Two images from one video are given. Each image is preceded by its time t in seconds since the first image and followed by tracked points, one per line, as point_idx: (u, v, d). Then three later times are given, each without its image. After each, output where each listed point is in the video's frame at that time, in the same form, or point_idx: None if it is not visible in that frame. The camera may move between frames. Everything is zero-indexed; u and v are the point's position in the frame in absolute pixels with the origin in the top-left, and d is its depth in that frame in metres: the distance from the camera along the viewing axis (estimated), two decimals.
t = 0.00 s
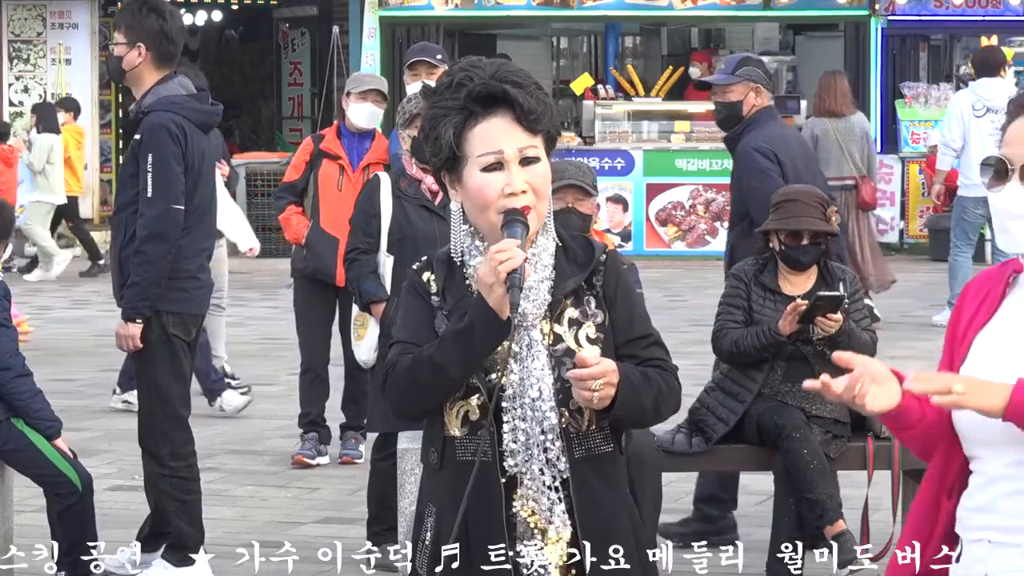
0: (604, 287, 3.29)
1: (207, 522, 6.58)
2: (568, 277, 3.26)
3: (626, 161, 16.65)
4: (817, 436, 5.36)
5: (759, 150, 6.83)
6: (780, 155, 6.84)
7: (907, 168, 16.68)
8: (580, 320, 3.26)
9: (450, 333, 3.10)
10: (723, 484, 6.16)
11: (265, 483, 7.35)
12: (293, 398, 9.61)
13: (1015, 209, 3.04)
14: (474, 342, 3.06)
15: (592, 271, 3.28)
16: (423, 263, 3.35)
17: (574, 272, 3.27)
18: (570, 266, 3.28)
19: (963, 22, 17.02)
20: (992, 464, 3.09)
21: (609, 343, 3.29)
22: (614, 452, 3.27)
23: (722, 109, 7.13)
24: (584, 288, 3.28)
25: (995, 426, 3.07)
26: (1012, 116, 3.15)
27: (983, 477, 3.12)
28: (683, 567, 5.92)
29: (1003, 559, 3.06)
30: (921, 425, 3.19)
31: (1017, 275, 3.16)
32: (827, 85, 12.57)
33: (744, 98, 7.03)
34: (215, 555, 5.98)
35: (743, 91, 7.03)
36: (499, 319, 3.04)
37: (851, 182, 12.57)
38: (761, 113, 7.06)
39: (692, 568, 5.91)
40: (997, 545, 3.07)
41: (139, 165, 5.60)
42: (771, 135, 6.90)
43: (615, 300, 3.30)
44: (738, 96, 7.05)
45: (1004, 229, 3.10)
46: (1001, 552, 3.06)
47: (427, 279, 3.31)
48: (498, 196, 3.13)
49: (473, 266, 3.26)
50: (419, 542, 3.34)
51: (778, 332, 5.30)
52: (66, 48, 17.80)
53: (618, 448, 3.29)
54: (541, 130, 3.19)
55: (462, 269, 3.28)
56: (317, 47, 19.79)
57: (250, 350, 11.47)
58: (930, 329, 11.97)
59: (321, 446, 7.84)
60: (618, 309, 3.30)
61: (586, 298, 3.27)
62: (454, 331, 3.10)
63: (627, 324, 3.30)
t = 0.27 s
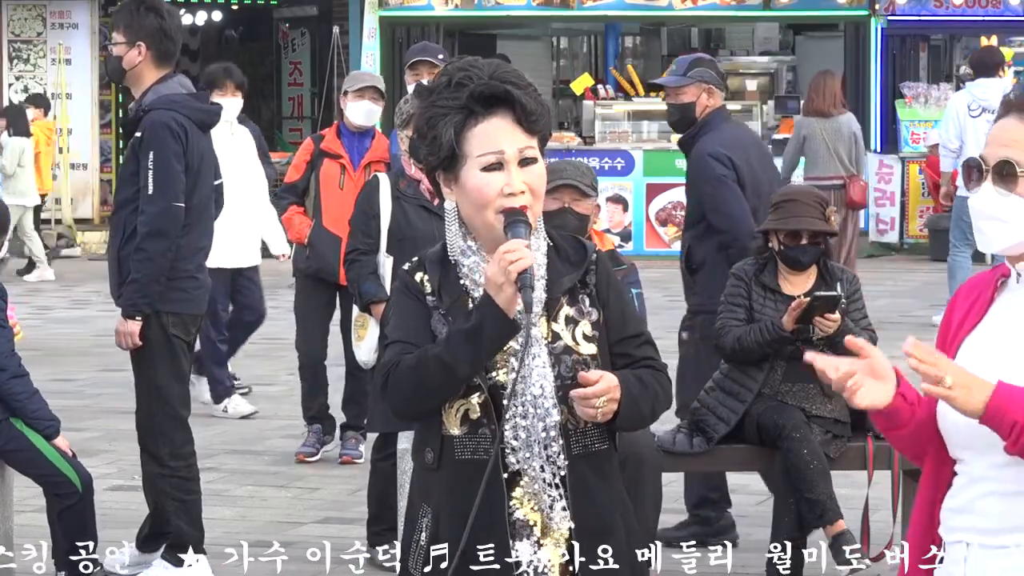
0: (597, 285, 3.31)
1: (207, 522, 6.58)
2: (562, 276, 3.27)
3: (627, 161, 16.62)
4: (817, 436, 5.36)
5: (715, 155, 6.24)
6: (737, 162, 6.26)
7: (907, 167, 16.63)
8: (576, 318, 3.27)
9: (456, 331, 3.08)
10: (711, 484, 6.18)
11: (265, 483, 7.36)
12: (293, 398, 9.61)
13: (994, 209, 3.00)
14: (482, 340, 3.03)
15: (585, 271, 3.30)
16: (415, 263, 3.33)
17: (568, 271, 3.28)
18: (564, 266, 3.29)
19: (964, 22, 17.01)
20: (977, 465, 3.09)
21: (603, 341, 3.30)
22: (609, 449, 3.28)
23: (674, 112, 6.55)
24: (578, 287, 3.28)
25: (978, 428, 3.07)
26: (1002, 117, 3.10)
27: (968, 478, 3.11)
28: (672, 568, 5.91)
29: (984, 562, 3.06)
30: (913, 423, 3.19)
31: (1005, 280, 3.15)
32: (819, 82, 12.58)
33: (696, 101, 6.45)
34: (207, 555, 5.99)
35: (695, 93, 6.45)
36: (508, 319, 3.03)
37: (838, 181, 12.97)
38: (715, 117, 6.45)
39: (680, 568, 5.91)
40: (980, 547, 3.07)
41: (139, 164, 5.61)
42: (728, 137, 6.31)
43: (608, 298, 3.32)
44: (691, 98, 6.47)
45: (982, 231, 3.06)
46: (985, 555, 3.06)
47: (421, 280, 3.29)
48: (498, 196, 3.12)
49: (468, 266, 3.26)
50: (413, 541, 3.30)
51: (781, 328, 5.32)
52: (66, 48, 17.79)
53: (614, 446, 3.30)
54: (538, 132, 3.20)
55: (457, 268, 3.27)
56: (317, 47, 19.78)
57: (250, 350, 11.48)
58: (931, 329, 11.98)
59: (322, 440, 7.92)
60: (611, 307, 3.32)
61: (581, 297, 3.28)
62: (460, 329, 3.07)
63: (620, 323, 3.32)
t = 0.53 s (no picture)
0: (594, 284, 3.32)
1: (207, 523, 6.58)
2: (561, 276, 3.27)
3: (626, 161, 16.69)
4: (817, 436, 5.36)
5: (693, 152, 6.25)
6: (712, 156, 6.29)
7: (907, 167, 16.65)
8: (576, 318, 3.27)
9: (464, 331, 3.07)
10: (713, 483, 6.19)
11: (265, 483, 7.36)
12: (292, 399, 9.61)
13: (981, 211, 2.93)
14: (493, 341, 3.03)
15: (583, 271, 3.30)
16: (413, 263, 3.32)
17: (567, 271, 3.28)
18: (563, 266, 3.29)
19: (963, 22, 17.00)
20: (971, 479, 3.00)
21: (602, 341, 3.31)
22: (610, 447, 3.29)
23: (636, 112, 6.51)
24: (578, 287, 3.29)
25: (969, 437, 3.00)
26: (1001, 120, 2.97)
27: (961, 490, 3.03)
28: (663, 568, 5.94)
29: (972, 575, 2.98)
30: (924, 445, 3.15)
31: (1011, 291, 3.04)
32: (817, 83, 12.74)
33: (659, 101, 6.43)
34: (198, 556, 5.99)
35: (658, 93, 6.43)
36: (519, 320, 3.03)
37: (833, 182, 12.95)
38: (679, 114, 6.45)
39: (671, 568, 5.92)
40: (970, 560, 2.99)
41: (136, 161, 5.61)
42: (699, 135, 6.33)
43: (605, 298, 3.33)
44: (653, 98, 6.45)
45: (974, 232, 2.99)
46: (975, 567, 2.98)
47: (421, 281, 3.28)
48: (502, 196, 3.13)
49: (468, 266, 3.26)
50: (411, 540, 3.28)
51: (780, 328, 5.31)
52: (66, 48, 17.79)
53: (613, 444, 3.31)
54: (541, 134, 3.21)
55: (456, 268, 3.27)
56: (317, 47, 19.77)
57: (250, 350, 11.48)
58: (930, 329, 11.98)
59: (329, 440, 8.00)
60: (608, 306, 3.33)
61: (581, 296, 3.29)
62: (468, 330, 3.07)
63: (617, 323, 3.33)
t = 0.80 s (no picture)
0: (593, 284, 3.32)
1: (207, 523, 6.58)
2: (561, 276, 3.27)
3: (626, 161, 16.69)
4: (817, 436, 5.36)
5: (661, 154, 6.38)
6: (676, 155, 6.44)
7: (907, 167, 16.65)
8: (575, 317, 3.27)
9: (465, 331, 3.07)
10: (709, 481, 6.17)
11: (265, 483, 7.36)
12: (292, 399, 9.60)
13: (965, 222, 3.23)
14: (494, 340, 3.03)
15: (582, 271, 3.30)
16: (412, 262, 3.32)
17: (566, 271, 3.28)
18: (562, 265, 3.29)
19: (964, 22, 16.99)
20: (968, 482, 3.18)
21: (602, 341, 3.31)
22: (609, 447, 3.28)
23: (596, 117, 6.72)
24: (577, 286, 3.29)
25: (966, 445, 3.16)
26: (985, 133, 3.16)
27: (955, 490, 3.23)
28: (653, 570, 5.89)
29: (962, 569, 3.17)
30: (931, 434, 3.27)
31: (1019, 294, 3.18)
32: (818, 83, 12.81)
33: (614, 105, 6.63)
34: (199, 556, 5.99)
35: (613, 97, 6.63)
36: (520, 320, 3.02)
37: (839, 180, 12.85)
38: (637, 116, 6.63)
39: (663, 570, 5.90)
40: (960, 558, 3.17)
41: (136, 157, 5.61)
42: (659, 135, 6.48)
43: (602, 298, 3.33)
44: (609, 103, 6.66)
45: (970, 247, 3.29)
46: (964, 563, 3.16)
47: (421, 280, 3.28)
48: (504, 195, 3.12)
49: (468, 265, 3.26)
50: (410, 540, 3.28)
51: (782, 328, 5.31)
52: (66, 48, 17.76)
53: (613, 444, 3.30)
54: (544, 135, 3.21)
55: (456, 267, 3.27)
56: (317, 47, 19.74)
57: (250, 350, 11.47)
58: (930, 329, 11.98)
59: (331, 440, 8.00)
60: (607, 308, 3.33)
61: (580, 297, 3.29)
62: (470, 329, 3.07)
63: (616, 323, 3.33)
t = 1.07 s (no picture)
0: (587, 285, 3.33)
1: (207, 523, 6.58)
2: (556, 277, 3.27)
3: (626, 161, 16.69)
4: (817, 436, 5.36)
5: (619, 146, 6.31)
6: (635, 149, 6.35)
7: (907, 167, 16.65)
8: (571, 318, 3.27)
9: (454, 342, 3.10)
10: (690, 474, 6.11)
11: (265, 483, 7.36)
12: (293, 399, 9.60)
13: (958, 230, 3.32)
14: (482, 354, 3.06)
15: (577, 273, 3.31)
16: (407, 264, 3.32)
17: (561, 272, 3.28)
18: (557, 267, 3.29)
19: (963, 22, 16.98)
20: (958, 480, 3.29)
21: (596, 342, 3.31)
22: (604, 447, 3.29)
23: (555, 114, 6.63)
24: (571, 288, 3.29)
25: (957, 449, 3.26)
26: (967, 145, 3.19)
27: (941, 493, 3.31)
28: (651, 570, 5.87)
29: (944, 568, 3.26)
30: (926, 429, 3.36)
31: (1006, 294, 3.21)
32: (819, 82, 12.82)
33: (570, 99, 6.49)
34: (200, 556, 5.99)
35: (569, 92, 6.49)
36: (509, 336, 3.03)
37: (838, 179, 12.84)
38: (594, 112, 6.49)
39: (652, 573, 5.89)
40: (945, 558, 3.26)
41: (140, 156, 5.61)
42: (618, 131, 6.40)
43: (598, 299, 3.34)
44: (565, 97, 6.51)
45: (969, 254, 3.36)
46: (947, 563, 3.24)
47: (415, 283, 3.28)
48: (504, 203, 3.14)
49: (463, 268, 3.26)
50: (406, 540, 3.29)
51: (778, 328, 5.29)
52: (66, 48, 17.75)
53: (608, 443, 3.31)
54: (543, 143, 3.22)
55: (451, 270, 3.28)
56: (317, 47, 19.74)
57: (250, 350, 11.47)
58: (930, 329, 11.97)
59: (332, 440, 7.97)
60: (601, 308, 3.34)
61: (575, 298, 3.30)
62: (458, 340, 3.09)
63: (609, 323, 3.35)
